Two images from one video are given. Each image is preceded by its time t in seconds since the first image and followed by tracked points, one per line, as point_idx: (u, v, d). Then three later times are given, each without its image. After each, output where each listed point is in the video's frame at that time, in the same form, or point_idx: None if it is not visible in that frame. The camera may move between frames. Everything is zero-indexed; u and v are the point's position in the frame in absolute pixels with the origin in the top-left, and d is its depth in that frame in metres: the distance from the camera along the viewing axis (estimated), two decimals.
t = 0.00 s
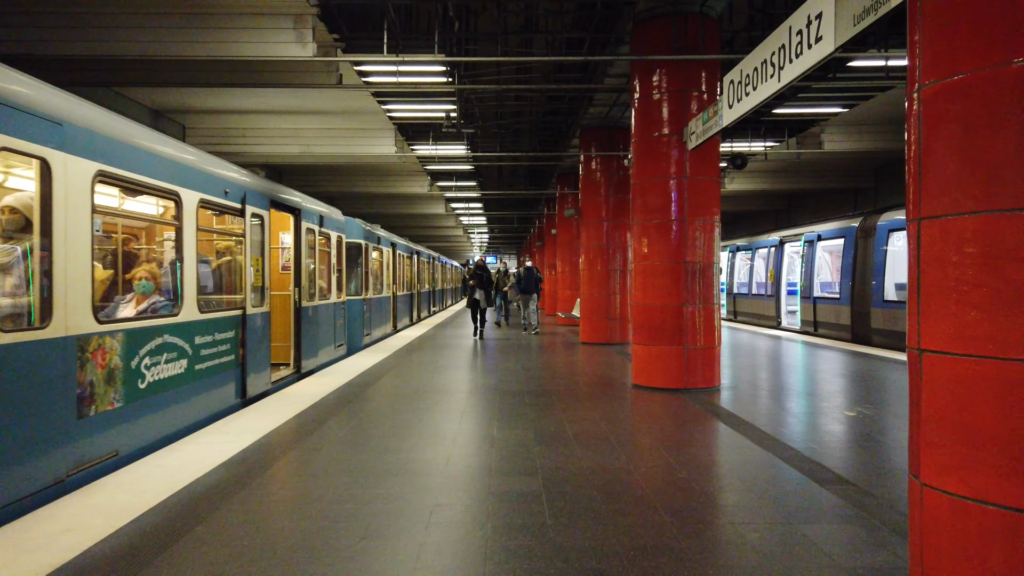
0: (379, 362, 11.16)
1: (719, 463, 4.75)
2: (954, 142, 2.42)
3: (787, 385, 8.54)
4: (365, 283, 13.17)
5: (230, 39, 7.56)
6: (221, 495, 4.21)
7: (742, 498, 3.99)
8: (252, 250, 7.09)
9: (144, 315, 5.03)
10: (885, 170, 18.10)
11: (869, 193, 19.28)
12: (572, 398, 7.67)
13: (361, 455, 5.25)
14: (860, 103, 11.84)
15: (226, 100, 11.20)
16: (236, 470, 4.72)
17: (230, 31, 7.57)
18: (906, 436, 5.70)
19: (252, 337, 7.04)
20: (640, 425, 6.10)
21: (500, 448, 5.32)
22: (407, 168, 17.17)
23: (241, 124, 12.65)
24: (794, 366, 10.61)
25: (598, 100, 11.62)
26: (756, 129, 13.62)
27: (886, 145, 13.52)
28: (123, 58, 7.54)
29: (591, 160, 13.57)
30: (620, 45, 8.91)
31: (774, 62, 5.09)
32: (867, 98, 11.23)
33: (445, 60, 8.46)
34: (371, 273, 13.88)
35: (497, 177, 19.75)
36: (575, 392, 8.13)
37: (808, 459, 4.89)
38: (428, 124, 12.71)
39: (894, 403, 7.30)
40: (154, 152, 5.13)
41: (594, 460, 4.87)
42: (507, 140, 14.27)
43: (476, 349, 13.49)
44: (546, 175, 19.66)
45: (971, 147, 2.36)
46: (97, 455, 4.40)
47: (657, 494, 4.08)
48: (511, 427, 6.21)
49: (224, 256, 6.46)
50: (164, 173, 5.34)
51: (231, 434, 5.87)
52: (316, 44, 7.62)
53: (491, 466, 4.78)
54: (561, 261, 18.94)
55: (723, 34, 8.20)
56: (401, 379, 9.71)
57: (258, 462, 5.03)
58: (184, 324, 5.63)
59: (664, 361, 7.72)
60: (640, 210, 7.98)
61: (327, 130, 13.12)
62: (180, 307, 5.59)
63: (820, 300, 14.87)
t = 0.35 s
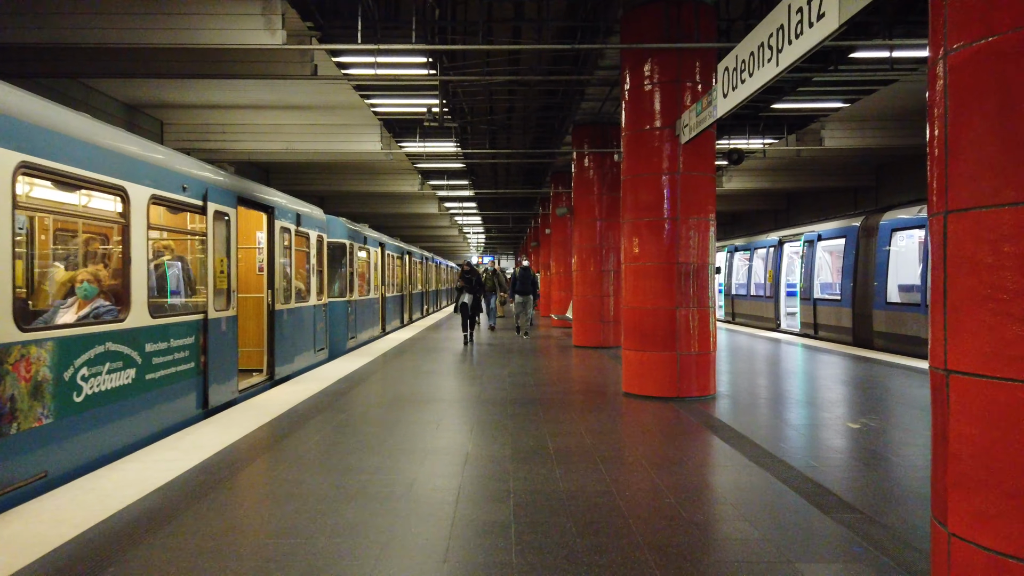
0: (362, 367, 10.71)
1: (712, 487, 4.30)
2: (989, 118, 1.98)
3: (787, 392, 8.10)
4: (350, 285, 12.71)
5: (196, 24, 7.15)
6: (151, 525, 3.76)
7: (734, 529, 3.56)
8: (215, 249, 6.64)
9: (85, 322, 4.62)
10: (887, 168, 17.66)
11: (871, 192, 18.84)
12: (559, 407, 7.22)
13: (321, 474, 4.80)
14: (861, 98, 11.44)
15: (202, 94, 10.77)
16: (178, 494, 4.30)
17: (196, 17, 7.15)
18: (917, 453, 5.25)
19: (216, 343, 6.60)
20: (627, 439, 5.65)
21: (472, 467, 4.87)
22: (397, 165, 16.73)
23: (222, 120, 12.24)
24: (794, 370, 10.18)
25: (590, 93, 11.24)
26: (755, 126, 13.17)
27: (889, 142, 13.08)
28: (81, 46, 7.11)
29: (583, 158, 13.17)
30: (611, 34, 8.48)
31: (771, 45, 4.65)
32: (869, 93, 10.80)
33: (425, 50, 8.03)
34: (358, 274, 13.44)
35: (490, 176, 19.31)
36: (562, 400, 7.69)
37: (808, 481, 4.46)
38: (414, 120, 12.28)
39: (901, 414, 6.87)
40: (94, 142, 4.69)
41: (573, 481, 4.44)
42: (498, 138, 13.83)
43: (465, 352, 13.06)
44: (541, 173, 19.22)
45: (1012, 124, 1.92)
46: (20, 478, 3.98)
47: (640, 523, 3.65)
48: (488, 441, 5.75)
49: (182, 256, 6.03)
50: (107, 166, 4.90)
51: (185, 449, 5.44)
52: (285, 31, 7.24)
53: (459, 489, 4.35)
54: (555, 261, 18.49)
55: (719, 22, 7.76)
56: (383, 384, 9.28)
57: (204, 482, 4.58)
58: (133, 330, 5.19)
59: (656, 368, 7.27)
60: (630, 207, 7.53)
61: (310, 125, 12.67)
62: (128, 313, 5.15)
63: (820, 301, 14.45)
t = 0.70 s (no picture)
0: (344, 370, 10.27)
1: (705, 513, 3.86)
2: None
3: (787, 400, 7.65)
4: (335, 286, 12.24)
5: (160, 8, 6.74)
6: (72, 556, 3.34)
7: (732, 569, 3.11)
8: (177, 248, 6.19)
9: (18, 326, 4.18)
10: (890, 166, 17.24)
11: (873, 190, 18.41)
12: (545, 415, 6.79)
13: (276, 493, 4.37)
14: (864, 92, 10.99)
15: (178, 85, 10.33)
16: (110, 518, 3.86)
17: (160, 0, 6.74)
18: (929, 473, 4.81)
19: (176, 348, 6.14)
20: (615, 454, 5.20)
21: (443, 486, 4.44)
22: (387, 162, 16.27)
23: (202, 114, 11.80)
24: (795, 375, 9.71)
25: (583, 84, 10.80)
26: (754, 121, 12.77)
27: (892, 138, 12.66)
28: (37, 31, 6.68)
29: (576, 154, 12.74)
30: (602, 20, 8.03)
31: (774, 21, 4.17)
32: (873, 87, 10.38)
33: (405, 37, 7.59)
34: (343, 274, 12.97)
35: (484, 174, 18.88)
36: (549, 408, 7.25)
37: (812, 506, 4.01)
38: (401, 113, 11.85)
39: (910, 427, 6.41)
40: (29, 130, 4.26)
41: (551, 506, 3.98)
42: (490, 137, 13.39)
43: (454, 355, 12.58)
44: (535, 171, 18.76)
45: None
46: None
47: (623, 559, 3.21)
48: (464, 455, 5.32)
49: (136, 255, 5.57)
50: (47, 155, 4.46)
51: (132, 464, 4.99)
52: (253, 15, 6.72)
53: (424, 514, 3.88)
54: (550, 261, 18.02)
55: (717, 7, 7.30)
56: (362, 390, 8.81)
57: (146, 503, 4.16)
58: (75, 335, 4.74)
59: (649, 375, 6.82)
60: (622, 204, 7.08)
61: (294, 120, 12.21)
62: (68, 315, 4.70)
63: (821, 303, 14.00)
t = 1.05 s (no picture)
0: (323, 374, 9.80)
1: (696, 543, 3.40)
2: None
3: (787, 406, 7.20)
4: (317, 285, 11.76)
5: None
6: None
7: None
8: (129, 243, 5.71)
9: None
10: (892, 163, 16.81)
11: (875, 188, 17.98)
12: (528, 424, 6.33)
13: (218, 517, 3.91)
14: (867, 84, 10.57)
15: (151, 76, 9.90)
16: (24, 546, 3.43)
17: None
18: (942, 490, 4.36)
19: (128, 352, 5.69)
20: (599, 468, 4.77)
21: (404, 510, 3.98)
22: (376, 158, 15.84)
23: (179, 106, 11.35)
24: (795, 378, 9.27)
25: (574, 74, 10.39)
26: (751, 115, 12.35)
27: (896, 132, 12.22)
28: None
29: (568, 149, 12.32)
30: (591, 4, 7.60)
31: None
32: (876, 77, 9.95)
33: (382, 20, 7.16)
34: (327, 274, 12.52)
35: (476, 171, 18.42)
36: (533, 414, 6.79)
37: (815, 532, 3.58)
38: (387, 106, 11.43)
39: (918, 436, 5.97)
40: None
41: (522, 533, 3.54)
42: (478, 129, 12.97)
43: (442, 357, 12.14)
44: (528, 168, 18.31)
45: None
46: None
47: None
48: (434, 470, 4.87)
49: (80, 252, 5.13)
50: None
51: (69, 480, 4.56)
52: None
53: (378, 543, 3.44)
54: (543, 260, 17.59)
55: None
56: (339, 394, 8.37)
57: (68, 529, 3.71)
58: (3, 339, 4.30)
59: (639, 381, 6.38)
60: (610, 197, 6.64)
61: (275, 113, 11.78)
62: None
63: (822, 303, 13.57)
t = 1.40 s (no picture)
0: (303, 378, 9.40)
1: None
2: None
3: (786, 413, 6.80)
4: (301, 286, 11.37)
5: None
6: None
7: None
8: (78, 241, 5.29)
9: None
10: (895, 160, 16.45)
11: (877, 186, 17.60)
12: (511, 434, 5.92)
13: (154, 552, 3.50)
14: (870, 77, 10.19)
15: (125, 68, 9.50)
16: None
17: None
18: (958, 510, 3.97)
19: (78, 359, 5.29)
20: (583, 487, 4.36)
21: (362, 539, 3.55)
22: (365, 154, 15.45)
23: (157, 100, 10.92)
24: (796, 383, 8.87)
25: (565, 67, 9.99)
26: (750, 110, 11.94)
27: (900, 127, 11.83)
28: None
29: (561, 145, 11.93)
30: None
31: None
32: (880, 70, 9.56)
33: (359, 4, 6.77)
34: (313, 274, 12.12)
35: (469, 168, 18.04)
36: (518, 423, 6.38)
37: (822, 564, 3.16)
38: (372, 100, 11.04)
39: (926, 447, 5.56)
40: None
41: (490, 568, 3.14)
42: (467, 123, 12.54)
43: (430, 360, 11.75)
44: (522, 165, 17.93)
45: None
46: None
47: None
48: (404, 488, 4.47)
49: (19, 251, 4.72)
50: None
51: None
52: None
53: None
54: (537, 260, 17.18)
55: None
56: (317, 400, 7.97)
57: None
58: None
59: (631, 388, 5.96)
60: (600, 192, 6.22)
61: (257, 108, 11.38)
62: None
63: (823, 304, 13.18)
